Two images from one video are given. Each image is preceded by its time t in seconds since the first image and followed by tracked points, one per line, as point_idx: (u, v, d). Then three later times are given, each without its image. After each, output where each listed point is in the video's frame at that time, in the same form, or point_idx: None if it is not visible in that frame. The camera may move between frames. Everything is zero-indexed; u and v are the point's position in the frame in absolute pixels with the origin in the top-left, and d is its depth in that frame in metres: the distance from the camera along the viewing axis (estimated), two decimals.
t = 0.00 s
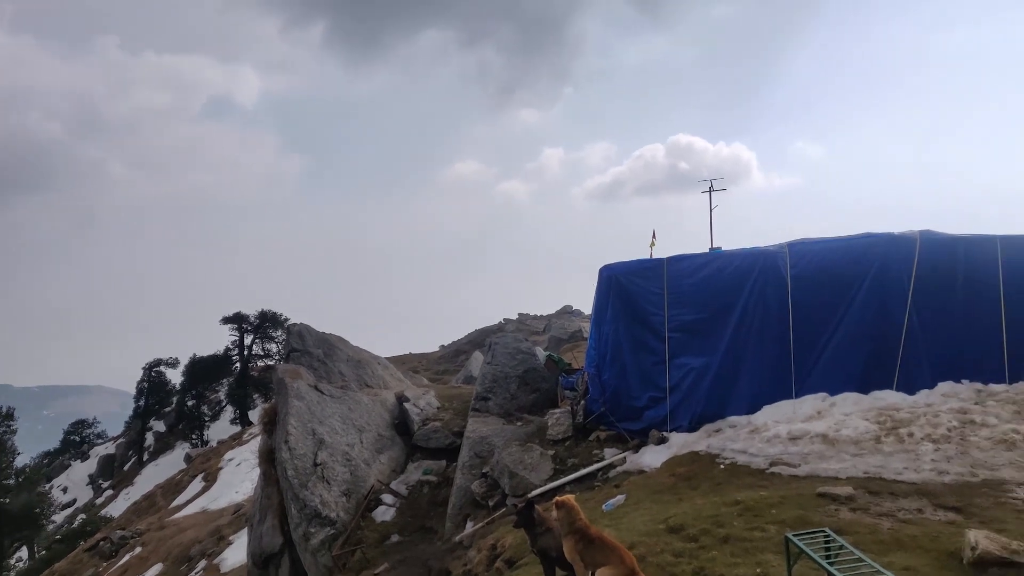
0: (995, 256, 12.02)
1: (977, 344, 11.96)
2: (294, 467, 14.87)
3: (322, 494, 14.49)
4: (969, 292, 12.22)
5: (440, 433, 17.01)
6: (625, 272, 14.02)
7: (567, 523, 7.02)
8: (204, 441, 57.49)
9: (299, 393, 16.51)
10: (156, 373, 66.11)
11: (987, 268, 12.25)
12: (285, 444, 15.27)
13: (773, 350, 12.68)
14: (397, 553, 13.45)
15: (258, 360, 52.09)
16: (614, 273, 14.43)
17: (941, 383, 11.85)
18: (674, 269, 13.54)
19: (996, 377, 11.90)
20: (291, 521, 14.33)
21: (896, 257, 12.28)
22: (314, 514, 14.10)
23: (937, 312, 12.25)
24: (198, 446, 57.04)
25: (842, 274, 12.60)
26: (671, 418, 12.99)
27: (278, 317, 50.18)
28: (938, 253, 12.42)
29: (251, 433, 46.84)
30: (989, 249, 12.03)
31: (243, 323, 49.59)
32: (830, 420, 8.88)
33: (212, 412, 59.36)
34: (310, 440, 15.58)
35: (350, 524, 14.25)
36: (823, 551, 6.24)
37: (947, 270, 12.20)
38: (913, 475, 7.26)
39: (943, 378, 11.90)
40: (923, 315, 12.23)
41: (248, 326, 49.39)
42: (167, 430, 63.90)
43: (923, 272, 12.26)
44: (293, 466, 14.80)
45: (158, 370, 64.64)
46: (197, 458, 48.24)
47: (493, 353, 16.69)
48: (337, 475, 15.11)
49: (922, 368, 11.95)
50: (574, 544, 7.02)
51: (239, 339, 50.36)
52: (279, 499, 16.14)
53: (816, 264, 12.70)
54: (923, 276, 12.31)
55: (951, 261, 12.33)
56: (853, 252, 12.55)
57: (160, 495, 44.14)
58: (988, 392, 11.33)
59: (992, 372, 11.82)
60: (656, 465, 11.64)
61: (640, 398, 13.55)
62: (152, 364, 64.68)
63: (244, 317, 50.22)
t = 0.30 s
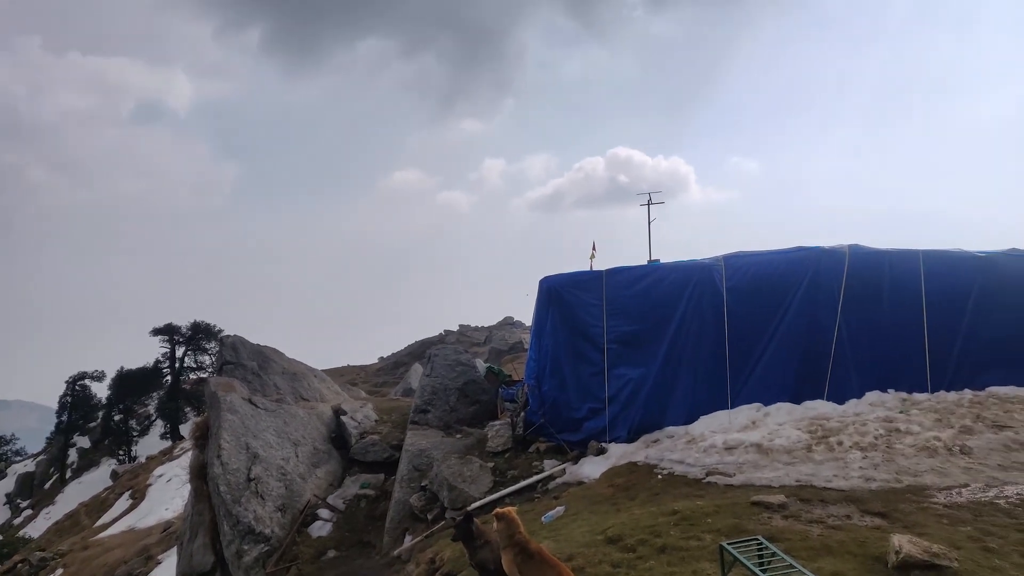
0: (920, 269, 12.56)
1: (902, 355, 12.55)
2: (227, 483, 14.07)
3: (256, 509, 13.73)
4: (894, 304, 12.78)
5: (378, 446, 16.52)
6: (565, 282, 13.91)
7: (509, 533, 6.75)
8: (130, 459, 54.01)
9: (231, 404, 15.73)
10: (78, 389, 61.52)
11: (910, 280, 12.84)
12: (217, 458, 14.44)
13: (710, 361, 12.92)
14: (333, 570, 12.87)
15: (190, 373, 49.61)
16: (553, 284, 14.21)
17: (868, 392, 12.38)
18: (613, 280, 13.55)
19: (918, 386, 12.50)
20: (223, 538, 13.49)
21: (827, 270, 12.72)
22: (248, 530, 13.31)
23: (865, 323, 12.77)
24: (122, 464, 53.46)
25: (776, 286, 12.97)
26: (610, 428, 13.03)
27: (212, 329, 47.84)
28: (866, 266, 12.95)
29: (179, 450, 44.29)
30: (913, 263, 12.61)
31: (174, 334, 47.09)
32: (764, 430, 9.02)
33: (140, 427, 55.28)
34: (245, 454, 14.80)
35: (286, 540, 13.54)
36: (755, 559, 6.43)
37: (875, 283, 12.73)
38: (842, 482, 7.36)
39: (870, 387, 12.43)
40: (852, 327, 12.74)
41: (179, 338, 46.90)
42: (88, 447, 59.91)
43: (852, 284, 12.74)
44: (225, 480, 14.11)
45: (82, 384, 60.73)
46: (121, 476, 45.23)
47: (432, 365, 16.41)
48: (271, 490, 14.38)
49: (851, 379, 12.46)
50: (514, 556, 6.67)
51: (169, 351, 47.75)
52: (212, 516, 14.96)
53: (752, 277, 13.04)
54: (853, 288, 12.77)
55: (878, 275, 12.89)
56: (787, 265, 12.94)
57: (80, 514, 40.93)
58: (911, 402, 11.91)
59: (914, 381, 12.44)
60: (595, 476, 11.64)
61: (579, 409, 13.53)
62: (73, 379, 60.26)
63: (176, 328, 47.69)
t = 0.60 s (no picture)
0: (881, 273, 11.65)
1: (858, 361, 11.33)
2: (181, 490, 11.98)
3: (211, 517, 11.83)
4: (847, 306, 11.37)
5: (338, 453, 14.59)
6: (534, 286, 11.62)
7: (470, 539, 6.65)
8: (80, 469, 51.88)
9: (187, 412, 13.30)
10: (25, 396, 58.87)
11: (861, 279, 11.47)
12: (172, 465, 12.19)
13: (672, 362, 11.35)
14: None
15: (144, 380, 47.91)
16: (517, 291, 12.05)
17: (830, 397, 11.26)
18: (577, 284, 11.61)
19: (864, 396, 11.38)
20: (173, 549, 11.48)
21: (781, 272, 11.18)
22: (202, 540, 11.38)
23: (814, 327, 11.30)
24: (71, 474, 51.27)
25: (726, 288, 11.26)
26: (571, 434, 11.46)
27: (167, 334, 46.24)
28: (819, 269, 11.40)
29: (131, 459, 42.65)
30: (868, 264, 11.53)
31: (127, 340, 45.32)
32: (721, 436, 8.46)
33: (90, 435, 52.67)
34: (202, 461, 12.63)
35: (241, 551, 11.71)
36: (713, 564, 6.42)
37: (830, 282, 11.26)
38: (799, 487, 7.24)
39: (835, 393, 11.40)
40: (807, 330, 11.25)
41: (132, 343, 45.16)
42: (35, 456, 57.41)
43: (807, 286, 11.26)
44: (179, 489, 11.92)
45: (31, 390, 58.19)
46: (70, 487, 43.36)
47: (392, 373, 16.02)
48: (228, 497, 12.39)
49: (805, 386, 10.99)
50: (473, 562, 6.52)
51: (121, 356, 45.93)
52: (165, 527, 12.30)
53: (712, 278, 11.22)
54: (810, 290, 11.30)
55: (829, 275, 11.42)
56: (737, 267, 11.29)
57: (26, 527, 38.91)
58: (866, 408, 10.64)
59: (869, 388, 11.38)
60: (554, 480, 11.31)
61: (542, 415, 11.77)
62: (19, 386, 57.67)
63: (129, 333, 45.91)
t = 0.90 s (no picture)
0: (839, 275, 10.67)
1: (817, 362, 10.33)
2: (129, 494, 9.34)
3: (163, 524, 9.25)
4: (805, 309, 10.34)
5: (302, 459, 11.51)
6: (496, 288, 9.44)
7: (430, 545, 6.42)
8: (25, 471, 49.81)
9: (141, 415, 10.38)
10: None
11: (819, 282, 10.49)
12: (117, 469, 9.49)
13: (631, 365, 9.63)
14: None
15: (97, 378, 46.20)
16: (476, 293, 9.87)
17: (788, 403, 10.15)
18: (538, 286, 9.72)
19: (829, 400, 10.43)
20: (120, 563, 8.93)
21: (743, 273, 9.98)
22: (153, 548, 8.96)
23: (771, 331, 10.20)
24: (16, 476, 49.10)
25: (688, 287, 9.91)
26: (529, 440, 9.40)
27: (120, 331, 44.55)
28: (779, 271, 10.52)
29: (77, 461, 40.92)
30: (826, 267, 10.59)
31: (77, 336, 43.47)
32: (681, 441, 8.51)
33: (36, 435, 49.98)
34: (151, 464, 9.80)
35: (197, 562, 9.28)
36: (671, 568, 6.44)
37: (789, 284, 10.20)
38: (756, 492, 7.30)
39: (785, 401, 10.13)
40: (765, 334, 10.11)
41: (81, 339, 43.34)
42: None
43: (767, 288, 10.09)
44: (130, 495, 9.29)
45: None
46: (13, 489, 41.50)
47: (350, 375, 11.87)
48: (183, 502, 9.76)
49: (765, 391, 9.89)
50: (433, 567, 6.31)
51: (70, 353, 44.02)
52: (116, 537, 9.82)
53: (673, 279, 9.87)
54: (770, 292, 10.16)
55: (788, 276, 10.33)
56: (699, 268, 10.01)
57: None
58: (824, 415, 9.75)
59: (825, 394, 10.33)
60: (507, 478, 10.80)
61: (501, 421, 9.62)
62: None
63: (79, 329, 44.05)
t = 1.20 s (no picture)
0: (804, 280, 10.63)
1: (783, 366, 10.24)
2: (89, 497, 9.15)
3: (125, 526, 9.12)
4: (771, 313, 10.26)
5: (263, 460, 11.15)
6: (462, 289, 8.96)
7: (395, 548, 6.31)
8: None
9: (100, 417, 10.07)
10: None
11: (785, 286, 10.43)
12: (80, 471, 9.30)
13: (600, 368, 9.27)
14: None
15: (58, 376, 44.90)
16: (443, 294, 9.38)
17: (753, 405, 9.95)
18: (507, 286, 9.28)
19: (794, 404, 10.31)
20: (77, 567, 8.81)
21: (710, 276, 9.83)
22: (113, 551, 8.83)
23: (737, 335, 10.09)
24: None
25: (656, 290, 9.68)
26: (496, 444, 8.95)
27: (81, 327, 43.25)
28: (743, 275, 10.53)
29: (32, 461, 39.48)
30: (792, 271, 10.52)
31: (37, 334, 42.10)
32: (647, 444, 8.49)
33: None
34: (115, 465, 9.63)
35: (157, 565, 9.15)
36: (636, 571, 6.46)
37: (756, 288, 10.08)
38: (721, 495, 7.32)
39: (751, 404, 9.94)
40: (731, 337, 9.99)
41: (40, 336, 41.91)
42: None
43: (733, 292, 9.99)
44: (88, 498, 9.08)
45: None
46: None
47: (319, 376, 10.61)
48: (145, 506, 9.54)
49: (731, 393, 9.77)
50: (398, 570, 6.20)
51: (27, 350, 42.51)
52: (74, 539, 9.65)
53: (641, 281, 9.63)
54: (737, 296, 10.04)
55: (754, 281, 10.25)
56: (667, 271, 9.80)
57: None
58: (787, 419, 9.62)
59: (789, 397, 10.24)
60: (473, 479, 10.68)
61: (468, 424, 9.15)
62: None
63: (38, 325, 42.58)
